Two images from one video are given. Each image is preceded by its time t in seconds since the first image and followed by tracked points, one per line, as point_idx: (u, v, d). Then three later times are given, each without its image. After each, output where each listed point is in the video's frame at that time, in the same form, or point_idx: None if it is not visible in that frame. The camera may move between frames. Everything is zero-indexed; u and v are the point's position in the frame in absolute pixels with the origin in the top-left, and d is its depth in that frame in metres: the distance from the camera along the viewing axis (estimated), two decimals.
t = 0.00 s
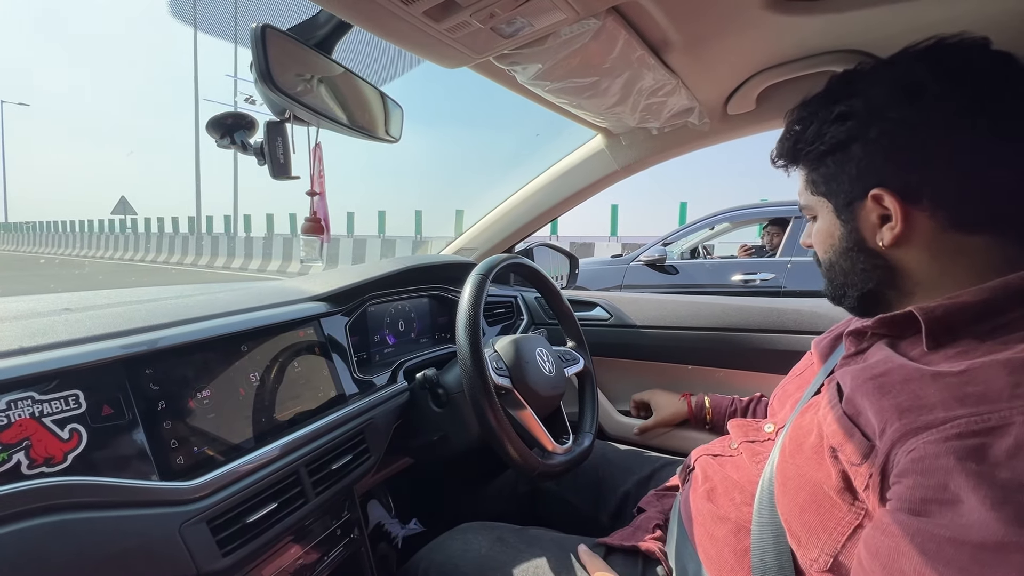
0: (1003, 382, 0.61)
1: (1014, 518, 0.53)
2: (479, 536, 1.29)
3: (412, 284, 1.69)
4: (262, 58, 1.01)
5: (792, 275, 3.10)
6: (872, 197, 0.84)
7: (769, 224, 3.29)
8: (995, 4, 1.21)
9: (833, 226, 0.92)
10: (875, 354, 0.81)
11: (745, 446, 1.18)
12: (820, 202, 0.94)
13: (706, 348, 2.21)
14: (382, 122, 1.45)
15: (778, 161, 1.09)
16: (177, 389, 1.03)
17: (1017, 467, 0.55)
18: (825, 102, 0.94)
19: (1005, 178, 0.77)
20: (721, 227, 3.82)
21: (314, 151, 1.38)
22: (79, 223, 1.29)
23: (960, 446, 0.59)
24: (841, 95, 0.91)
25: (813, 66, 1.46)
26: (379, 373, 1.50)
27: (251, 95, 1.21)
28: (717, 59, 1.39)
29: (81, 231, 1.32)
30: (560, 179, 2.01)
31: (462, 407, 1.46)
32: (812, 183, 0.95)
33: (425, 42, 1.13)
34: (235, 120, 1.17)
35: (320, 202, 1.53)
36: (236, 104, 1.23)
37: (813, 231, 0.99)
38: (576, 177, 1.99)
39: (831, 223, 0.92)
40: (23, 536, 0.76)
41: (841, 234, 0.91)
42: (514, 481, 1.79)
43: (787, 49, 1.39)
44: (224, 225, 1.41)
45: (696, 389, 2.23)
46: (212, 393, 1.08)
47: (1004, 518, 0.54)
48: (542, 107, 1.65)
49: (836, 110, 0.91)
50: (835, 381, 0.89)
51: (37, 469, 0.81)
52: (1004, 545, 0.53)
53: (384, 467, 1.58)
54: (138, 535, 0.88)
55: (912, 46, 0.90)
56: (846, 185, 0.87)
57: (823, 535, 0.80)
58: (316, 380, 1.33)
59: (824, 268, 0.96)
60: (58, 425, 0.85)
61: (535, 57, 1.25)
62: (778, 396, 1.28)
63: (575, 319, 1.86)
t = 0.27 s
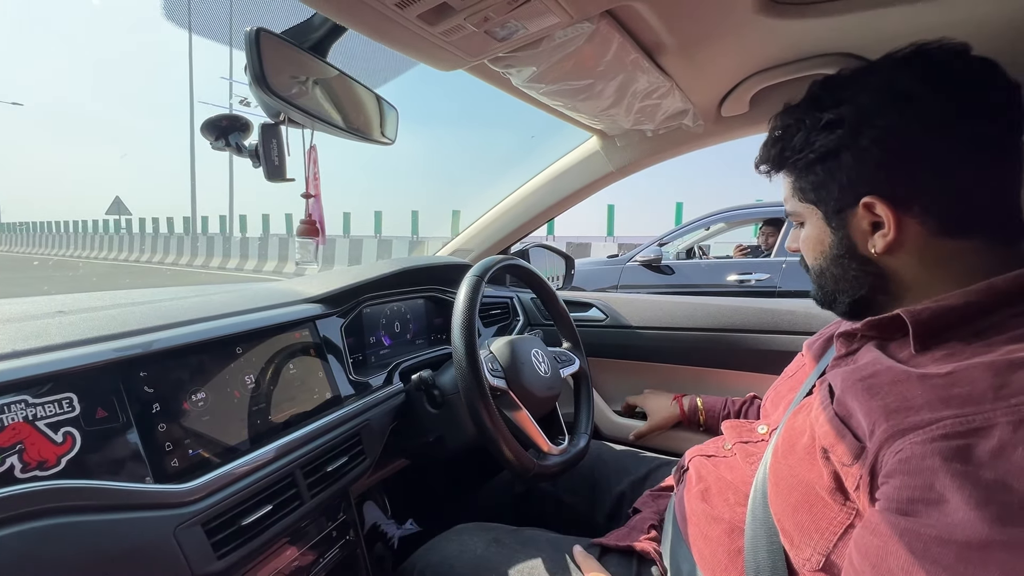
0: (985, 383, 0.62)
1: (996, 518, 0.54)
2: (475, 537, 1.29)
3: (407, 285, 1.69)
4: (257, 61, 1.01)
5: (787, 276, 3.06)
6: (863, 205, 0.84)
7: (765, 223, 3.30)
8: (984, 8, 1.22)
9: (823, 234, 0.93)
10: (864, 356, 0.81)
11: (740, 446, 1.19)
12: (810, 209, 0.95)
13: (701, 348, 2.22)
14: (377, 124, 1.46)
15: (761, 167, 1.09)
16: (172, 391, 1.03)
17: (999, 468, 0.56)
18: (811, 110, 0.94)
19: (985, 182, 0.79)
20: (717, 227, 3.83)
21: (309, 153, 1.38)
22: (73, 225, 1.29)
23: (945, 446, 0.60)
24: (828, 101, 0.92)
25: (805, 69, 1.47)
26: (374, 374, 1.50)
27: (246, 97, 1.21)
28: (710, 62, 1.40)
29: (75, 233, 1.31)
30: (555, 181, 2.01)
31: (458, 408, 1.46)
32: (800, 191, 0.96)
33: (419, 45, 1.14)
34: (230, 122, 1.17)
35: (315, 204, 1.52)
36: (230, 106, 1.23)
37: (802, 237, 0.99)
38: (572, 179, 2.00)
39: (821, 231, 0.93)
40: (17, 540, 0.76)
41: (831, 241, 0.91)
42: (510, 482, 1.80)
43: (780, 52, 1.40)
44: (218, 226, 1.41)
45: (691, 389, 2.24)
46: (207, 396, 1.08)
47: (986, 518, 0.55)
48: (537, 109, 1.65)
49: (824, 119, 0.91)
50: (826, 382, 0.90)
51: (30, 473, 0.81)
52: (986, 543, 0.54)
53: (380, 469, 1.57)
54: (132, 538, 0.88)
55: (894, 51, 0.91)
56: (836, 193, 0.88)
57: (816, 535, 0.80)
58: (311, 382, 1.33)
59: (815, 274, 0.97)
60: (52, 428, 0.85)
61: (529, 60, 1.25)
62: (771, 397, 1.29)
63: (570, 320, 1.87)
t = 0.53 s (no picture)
0: (979, 379, 0.62)
1: (991, 513, 0.54)
2: (472, 536, 1.29)
3: (404, 284, 1.68)
4: (251, 57, 1.00)
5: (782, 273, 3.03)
6: (858, 205, 0.84)
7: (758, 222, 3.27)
8: (978, 7, 1.22)
9: (818, 236, 0.92)
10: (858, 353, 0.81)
11: (737, 445, 1.19)
12: (802, 211, 0.94)
13: (697, 347, 2.22)
14: (373, 122, 1.45)
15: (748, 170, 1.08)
16: (166, 391, 1.02)
17: (994, 463, 0.56)
18: (800, 110, 0.93)
19: (977, 181, 0.79)
20: (713, 226, 3.84)
21: (305, 151, 1.38)
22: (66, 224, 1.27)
23: (940, 442, 0.60)
24: (819, 100, 0.91)
25: (801, 67, 1.47)
26: (371, 373, 1.49)
27: (241, 94, 1.20)
28: (707, 60, 1.40)
29: (68, 232, 1.30)
30: (551, 179, 2.01)
31: (454, 407, 1.46)
32: (792, 193, 0.95)
33: (415, 41, 1.13)
34: (225, 120, 1.16)
35: (311, 202, 1.51)
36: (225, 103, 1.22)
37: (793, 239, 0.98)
38: (568, 177, 1.99)
39: (815, 233, 0.92)
40: (9, 541, 0.75)
41: (826, 243, 0.91)
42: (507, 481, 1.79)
43: (776, 50, 1.40)
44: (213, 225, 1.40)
45: (688, 388, 2.24)
46: (201, 395, 1.07)
47: (981, 512, 0.55)
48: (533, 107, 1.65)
49: (814, 120, 0.90)
50: (822, 380, 0.90)
51: (22, 473, 0.80)
52: (980, 538, 0.54)
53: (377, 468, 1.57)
54: (126, 539, 0.87)
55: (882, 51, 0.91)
56: (831, 194, 0.87)
57: (813, 532, 0.80)
58: (307, 381, 1.32)
59: (808, 276, 0.96)
60: (44, 428, 0.84)
61: (525, 57, 1.25)
62: (768, 396, 1.29)
63: (567, 319, 1.86)
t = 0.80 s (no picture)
0: (960, 374, 0.63)
1: (968, 504, 0.55)
2: (462, 534, 1.29)
3: (395, 283, 1.68)
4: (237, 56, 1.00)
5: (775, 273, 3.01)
6: (869, 201, 0.84)
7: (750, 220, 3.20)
8: (963, 7, 1.23)
9: (822, 236, 0.91)
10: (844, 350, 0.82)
11: (727, 442, 1.20)
12: (804, 212, 0.92)
13: (689, 345, 2.23)
14: (364, 120, 1.45)
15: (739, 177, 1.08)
16: (153, 389, 1.01)
17: (972, 456, 0.57)
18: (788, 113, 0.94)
19: (963, 178, 0.80)
20: (706, 225, 3.85)
21: (294, 148, 1.37)
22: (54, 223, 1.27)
23: (921, 436, 0.60)
24: (805, 104, 0.92)
25: (790, 66, 1.48)
26: (362, 371, 1.49)
27: (229, 92, 1.19)
28: (696, 59, 1.40)
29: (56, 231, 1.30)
30: (543, 178, 2.01)
31: (446, 407, 1.46)
32: (791, 194, 0.93)
33: (403, 39, 1.13)
34: (213, 117, 1.16)
35: (298, 199, 1.51)
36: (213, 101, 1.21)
37: (790, 242, 0.97)
38: (560, 176, 2.00)
39: (817, 233, 0.91)
40: None
41: (828, 243, 0.90)
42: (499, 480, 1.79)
43: (765, 49, 1.40)
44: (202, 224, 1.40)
45: (679, 386, 2.25)
46: (189, 394, 1.07)
47: (958, 504, 0.55)
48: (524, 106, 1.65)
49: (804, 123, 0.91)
50: (810, 377, 0.91)
51: (5, 472, 0.80)
52: (955, 530, 0.55)
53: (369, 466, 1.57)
54: (111, 538, 0.87)
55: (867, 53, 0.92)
56: (828, 195, 0.87)
57: (798, 527, 0.81)
58: (297, 380, 1.31)
59: (808, 279, 0.95)
60: (28, 427, 0.84)
61: (514, 55, 1.25)
62: (757, 394, 1.30)
63: (559, 318, 1.86)
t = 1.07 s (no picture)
0: (927, 354, 0.65)
1: (901, 450, 0.58)
2: (450, 532, 1.29)
3: (386, 282, 1.68)
4: (221, 56, 0.99)
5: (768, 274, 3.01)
6: (912, 180, 0.81)
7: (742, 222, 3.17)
8: (946, 9, 1.25)
9: (850, 217, 0.84)
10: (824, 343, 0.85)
11: (713, 439, 1.21)
12: (831, 194, 0.85)
13: (679, 344, 2.25)
14: (353, 120, 1.45)
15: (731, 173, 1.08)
16: (140, 388, 1.01)
17: (918, 410, 0.59)
18: (775, 111, 0.95)
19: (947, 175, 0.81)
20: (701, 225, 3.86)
21: (280, 148, 1.38)
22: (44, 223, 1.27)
23: (881, 404, 0.63)
24: (790, 101, 0.92)
25: (776, 67, 1.50)
26: (352, 371, 1.50)
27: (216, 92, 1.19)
28: (682, 60, 1.42)
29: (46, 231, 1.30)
30: (534, 179, 2.02)
31: (433, 405, 1.46)
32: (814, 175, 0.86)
33: (389, 39, 1.13)
34: (200, 117, 1.15)
35: (286, 199, 1.51)
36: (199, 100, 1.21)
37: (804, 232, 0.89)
38: (551, 176, 2.01)
39: (846, 214, 0.84)
40: None
41: (858, 225, 0.83)
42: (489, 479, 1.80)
43: (752, 51, 1.42)
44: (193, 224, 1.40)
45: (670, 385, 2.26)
46: (177, 393, 1.07)
47: (895, 451, 0.58)
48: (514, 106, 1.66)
49: (787, 121, 0.92)
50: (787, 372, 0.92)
51: None
52: (897, 490, 0.57)
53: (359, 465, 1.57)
54: (96, 536, 0.87)
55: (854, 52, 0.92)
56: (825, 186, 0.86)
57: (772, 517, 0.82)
58: (286, 379, 1.32)
59: (828, 269, 0.87)
60: (12, 426, 0.84)
61: (500, 56, 1.25)
62: (741, 390, 1.31)
63: (549, 318, 1.87)
